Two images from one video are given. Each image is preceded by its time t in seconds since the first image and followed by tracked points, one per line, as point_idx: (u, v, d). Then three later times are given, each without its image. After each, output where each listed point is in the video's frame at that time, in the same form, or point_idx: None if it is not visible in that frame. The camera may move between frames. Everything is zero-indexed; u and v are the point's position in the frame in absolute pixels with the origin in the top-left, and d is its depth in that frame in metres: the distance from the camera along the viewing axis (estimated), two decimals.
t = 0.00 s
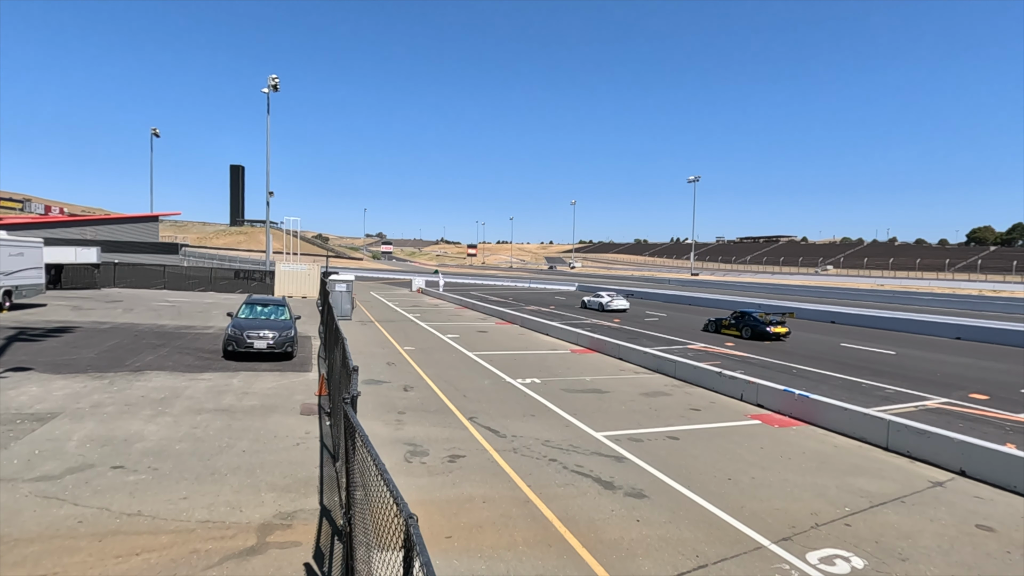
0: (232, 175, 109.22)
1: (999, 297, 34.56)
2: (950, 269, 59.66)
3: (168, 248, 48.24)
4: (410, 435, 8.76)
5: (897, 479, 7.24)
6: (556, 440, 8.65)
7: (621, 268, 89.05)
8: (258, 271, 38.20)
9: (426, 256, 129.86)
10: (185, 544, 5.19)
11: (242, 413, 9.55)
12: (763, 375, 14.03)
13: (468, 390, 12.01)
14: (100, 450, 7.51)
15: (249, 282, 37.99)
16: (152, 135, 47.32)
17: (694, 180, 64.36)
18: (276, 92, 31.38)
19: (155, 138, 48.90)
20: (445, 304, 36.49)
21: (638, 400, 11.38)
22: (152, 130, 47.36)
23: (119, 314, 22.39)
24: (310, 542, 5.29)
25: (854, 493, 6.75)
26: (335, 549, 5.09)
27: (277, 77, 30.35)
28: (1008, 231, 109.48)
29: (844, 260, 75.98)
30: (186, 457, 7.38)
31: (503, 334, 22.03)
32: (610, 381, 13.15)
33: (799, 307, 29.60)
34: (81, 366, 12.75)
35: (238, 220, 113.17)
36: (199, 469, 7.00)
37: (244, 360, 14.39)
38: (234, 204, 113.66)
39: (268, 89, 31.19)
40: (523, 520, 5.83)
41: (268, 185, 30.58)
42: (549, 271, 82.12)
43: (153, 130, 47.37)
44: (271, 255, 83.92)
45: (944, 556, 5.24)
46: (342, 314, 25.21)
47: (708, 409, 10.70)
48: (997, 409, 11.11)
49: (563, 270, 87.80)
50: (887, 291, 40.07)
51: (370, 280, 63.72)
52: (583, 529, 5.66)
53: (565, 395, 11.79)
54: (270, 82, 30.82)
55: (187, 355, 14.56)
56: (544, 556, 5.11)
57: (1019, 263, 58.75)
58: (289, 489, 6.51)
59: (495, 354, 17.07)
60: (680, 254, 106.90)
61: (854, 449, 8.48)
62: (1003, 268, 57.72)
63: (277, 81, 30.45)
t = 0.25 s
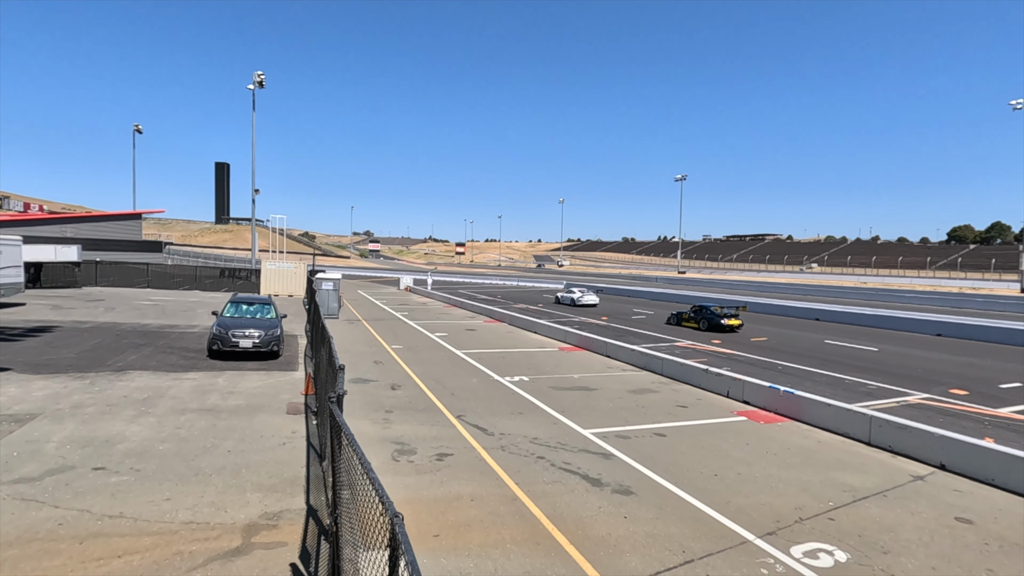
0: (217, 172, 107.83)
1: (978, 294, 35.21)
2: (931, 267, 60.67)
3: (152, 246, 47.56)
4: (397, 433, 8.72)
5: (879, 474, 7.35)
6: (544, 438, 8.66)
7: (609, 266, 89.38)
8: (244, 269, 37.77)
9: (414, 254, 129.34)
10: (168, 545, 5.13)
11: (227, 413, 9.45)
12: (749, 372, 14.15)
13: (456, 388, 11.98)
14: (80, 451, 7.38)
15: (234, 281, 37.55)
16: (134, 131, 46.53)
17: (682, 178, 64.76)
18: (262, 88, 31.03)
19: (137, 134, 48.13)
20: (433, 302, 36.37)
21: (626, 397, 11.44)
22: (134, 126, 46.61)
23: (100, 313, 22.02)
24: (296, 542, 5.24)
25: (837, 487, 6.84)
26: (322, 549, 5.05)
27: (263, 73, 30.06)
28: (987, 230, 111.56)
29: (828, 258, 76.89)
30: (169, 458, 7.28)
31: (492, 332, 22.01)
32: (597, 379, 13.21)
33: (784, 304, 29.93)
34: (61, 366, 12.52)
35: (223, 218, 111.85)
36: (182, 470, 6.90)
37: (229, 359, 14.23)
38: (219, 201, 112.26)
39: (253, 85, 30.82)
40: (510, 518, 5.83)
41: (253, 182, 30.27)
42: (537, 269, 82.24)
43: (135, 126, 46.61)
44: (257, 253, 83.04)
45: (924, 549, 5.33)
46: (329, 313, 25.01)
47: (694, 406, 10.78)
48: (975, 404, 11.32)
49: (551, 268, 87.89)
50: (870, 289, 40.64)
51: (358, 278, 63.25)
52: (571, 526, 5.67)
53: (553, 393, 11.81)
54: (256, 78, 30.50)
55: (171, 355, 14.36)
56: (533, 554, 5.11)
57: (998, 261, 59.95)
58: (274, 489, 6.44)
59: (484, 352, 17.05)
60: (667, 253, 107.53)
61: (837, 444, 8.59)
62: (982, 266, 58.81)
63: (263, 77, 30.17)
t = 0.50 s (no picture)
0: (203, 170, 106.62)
1: (960, 292, 35.78)
2: (914, 265, 61.55)
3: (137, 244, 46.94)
4: (386, 433, 8.68)
5: (863, 469, 7.45)
6: (533, 436, 8.68)
7: (598, 264, 89.66)
8: (231, 267, 37.40)
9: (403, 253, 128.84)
10: (153, 547, 5.07)
11: (214, 413, 9.35)
12: (737, 370, 14.28)
13: (445, 387, 11.96)
14: (63, 452, 7.27)
15: (221, 279, 37.18)
16: (118, 128, 45.88)
17: (670, 177, 65.11)
18: (249, 85, 30.71)
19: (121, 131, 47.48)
20: (422, 301, 36.29)
21: (615, 395, 11.49)
22: (119, 123, 45.95)
23: (83, 313, 21.68)
24: (284, 542, 5.22)
25: (822, 483, 6.93)
26: (310, 549, 5.02)
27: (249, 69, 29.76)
28: (969, 229, 113.37)
29: (814, 256, 77.64)
30: (154, 459, 7.20)
31: (481, 330, 21.99)
32: (586, 377, 13.26)
33: (771, 302, 30.22)
34: (43, 367, 12.32)
35: (210, 216, 110.66)
36: (168, 470, 6.83)
37: (216, 359, 14.09)
38: (205, 199, 110.97)
39: (240, 82, 30.49)
40: (499, 516, 5.84)
41: (240, 180, 29.98)
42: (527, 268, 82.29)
43: (119, 123, 45.96)
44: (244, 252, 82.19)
45: (907, 542, 5.41)
46: (318, 312, 24.83)
47: (683, 403, 10.86)
48: (957, 400, 11.52)
49: (541, 266, 88.04)
50: (856, 287, 41.13)
51: (346, 277, 62.87)
52: (559, 524, 5.69)
53: (543, 391, 11.84)
54: (242, 75, 30.18)
55: (157, 354, 14.18)
56: (521, 552, 5.12)
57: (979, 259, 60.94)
58: (262, 490, 6.39)
59: (473, 350, 17.04)
60: (656, 251, 108.06)
61: (823, 440, 8.69)
62: (964, 264, 59.76)
63: (250, 74, 29.87)
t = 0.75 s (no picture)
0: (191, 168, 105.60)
1: (945, 290, 36.27)
2: (900, 264, 62.30)
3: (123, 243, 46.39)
4: (376, 432, 8.65)
5: (850, 465, 7.54)
6: (524, 434, 8.69)
7: (589, 263, 89.96)
8: (220, 266, 37.09)
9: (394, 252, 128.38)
10: (140, 549, 5.02)
11: (202, 414, 9.27)
12: (726, 368, 14.38)
13: (436, 386, 11.94)
14: (47, 454, 7.17)
15: (209, 279, 36.83)
16: (103, 125, 45.32)
17: (661, 177, 65.36)
18: (237, 83, 30.44)
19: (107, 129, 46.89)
20: (412, 300, 36.20)
21: (605, 393, 11.53)
22: (104, 121, 45.40)
23: (68, 313, 21.38)
24: (273, 543, 5.18)
25: (810, 479, 7.00)
26: (299, 550, 4.99)
27: (238, 67, 29.52)
28: (954, 228, 114.92)
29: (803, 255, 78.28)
30: (141, 460, 7.13)
31: (472, 329, 21.97)
32: (577, 375, 13.30)
33: (760, 301, 30.46)
34: (26, 368, 12.14)
35: (198, 215, 109.67)
36: (155, 472, 6.76)
37: (204, 359, 13.96)
38: (193, 198, 109.93)
39: (228, 80, 30.21)
40: (490, 515, 5.84)
41: (229, 179, 29.72)
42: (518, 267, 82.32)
43: (105, 120, 45.41)
44: (233, 251, 81.52)
45: (892, 537, 5.48)
46: (308, 311, 24.68)
47: (672, 402, 10.92)
48: (942, 396, 11.68)
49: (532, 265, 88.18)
50: (843, 285, 41.55)
51: (336, 276, 62.55)
52: (550, 522, 5.70)
53: (533, 390, 11.85)
54: (231, 72, 29.93)
55: (143, 355, 14.02)
56: (512, 550, 5.13)
57: (964, 258, 61.83)
58: (250, 490, 6.35)
59: (464, 349, 17.02)
60: (646, 250, 108.55)
61: (810, 437, 8.78)
62: (949, 262, 60.60)
63: (238, 71, 29.63)
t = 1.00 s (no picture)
0: (179, 166, 104.52)
1: (932, 289, 36.69)
2: (888, 263, 62.97)
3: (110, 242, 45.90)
4: (367, 432, 8.62)
5: (837, 462, 7.62)
6: (515, 433, 8.69)
7: (581, 263, 90.22)
8: (209, 265, 36.78)
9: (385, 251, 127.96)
10: (127, 551, 4.97)
11: (190, 414, 9.19)
12: (716, 366, 14.47)
13: (427, 385, 11.93)
14: (32, 456, 7.08)
15: (198, 278, 36.49)
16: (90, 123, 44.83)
17: (652, 177, 65.63)
18: (226, 80, 30.19)
19: (94, 126, 46.34)
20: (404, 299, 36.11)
21: (597, 391, 11.57)
22: (91, 118, 44.88)
23: (54, 313, 21.10)
24: (262, 543, 5.16)
25: (798, 476, 7.07)
26: (289, 550, 4.97)
27: (227, 65, 29.30)
28: (940, 228, 116.29)
29: (792, 254, 78.91)
30: (128, 461, 7.06)
31: (464, 328, 21.95)
32: (568, 374, 13.32)
33: (751, 299, 30.66)
34: (11, 368, 11.96)
35: (187, 214, 108.72)
36: (142, 473, 6.70)
37: (193, 359, 13.83)
38: (182, 196, 108.90)
39: (217, 77, 29.94)
40: (480, 514, 5.84)
41: (218, 178, 29.47)
42: (509, 266, 82.30)
43: (92, 118, 44.89)
44: (223, 250, 80.87)
45: (879, 533, 5.55)
46: (298, 310, 24.53)
47: (663, 400, 10.97)
48: (928, 394, 11.84)
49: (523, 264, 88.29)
50: (832, 284, 41.92)
51: (327, 275, 62.25)
52: (541, 520, 5.71)
53: (525, 388, 11.87)
54: (220, 70, 29.69)
55: (131, 355, 13.86)
56: (502, 549, 5.13)
57: (950, 257, 62.61)
58: (239, 491, 6.31)
59: (455, 349, 17.01)
60: (637, 249, 108.87)
61: (799, 435, 8.86)
62: (936, 262, 61.35)
63: (227, 69, 29.40)
